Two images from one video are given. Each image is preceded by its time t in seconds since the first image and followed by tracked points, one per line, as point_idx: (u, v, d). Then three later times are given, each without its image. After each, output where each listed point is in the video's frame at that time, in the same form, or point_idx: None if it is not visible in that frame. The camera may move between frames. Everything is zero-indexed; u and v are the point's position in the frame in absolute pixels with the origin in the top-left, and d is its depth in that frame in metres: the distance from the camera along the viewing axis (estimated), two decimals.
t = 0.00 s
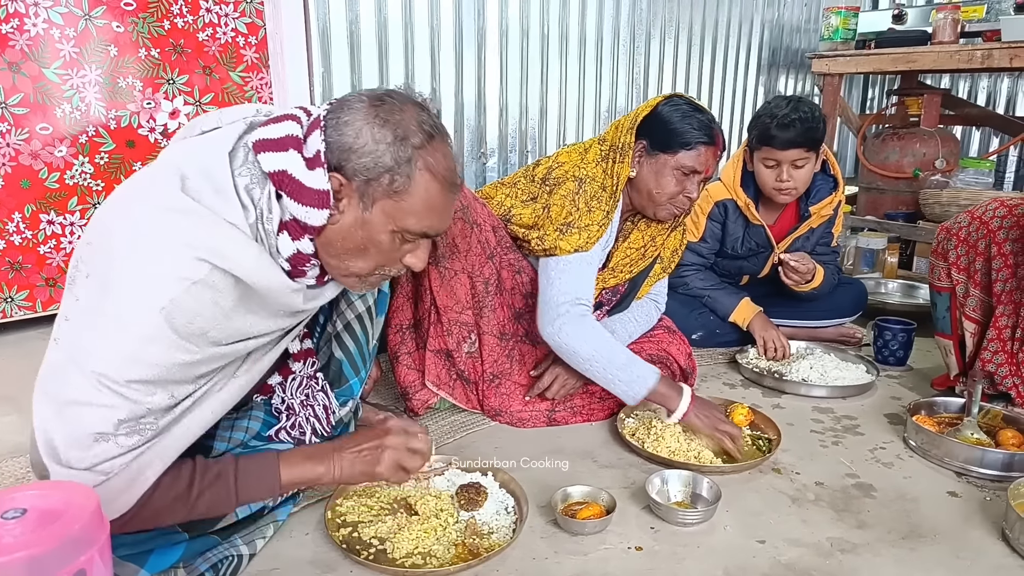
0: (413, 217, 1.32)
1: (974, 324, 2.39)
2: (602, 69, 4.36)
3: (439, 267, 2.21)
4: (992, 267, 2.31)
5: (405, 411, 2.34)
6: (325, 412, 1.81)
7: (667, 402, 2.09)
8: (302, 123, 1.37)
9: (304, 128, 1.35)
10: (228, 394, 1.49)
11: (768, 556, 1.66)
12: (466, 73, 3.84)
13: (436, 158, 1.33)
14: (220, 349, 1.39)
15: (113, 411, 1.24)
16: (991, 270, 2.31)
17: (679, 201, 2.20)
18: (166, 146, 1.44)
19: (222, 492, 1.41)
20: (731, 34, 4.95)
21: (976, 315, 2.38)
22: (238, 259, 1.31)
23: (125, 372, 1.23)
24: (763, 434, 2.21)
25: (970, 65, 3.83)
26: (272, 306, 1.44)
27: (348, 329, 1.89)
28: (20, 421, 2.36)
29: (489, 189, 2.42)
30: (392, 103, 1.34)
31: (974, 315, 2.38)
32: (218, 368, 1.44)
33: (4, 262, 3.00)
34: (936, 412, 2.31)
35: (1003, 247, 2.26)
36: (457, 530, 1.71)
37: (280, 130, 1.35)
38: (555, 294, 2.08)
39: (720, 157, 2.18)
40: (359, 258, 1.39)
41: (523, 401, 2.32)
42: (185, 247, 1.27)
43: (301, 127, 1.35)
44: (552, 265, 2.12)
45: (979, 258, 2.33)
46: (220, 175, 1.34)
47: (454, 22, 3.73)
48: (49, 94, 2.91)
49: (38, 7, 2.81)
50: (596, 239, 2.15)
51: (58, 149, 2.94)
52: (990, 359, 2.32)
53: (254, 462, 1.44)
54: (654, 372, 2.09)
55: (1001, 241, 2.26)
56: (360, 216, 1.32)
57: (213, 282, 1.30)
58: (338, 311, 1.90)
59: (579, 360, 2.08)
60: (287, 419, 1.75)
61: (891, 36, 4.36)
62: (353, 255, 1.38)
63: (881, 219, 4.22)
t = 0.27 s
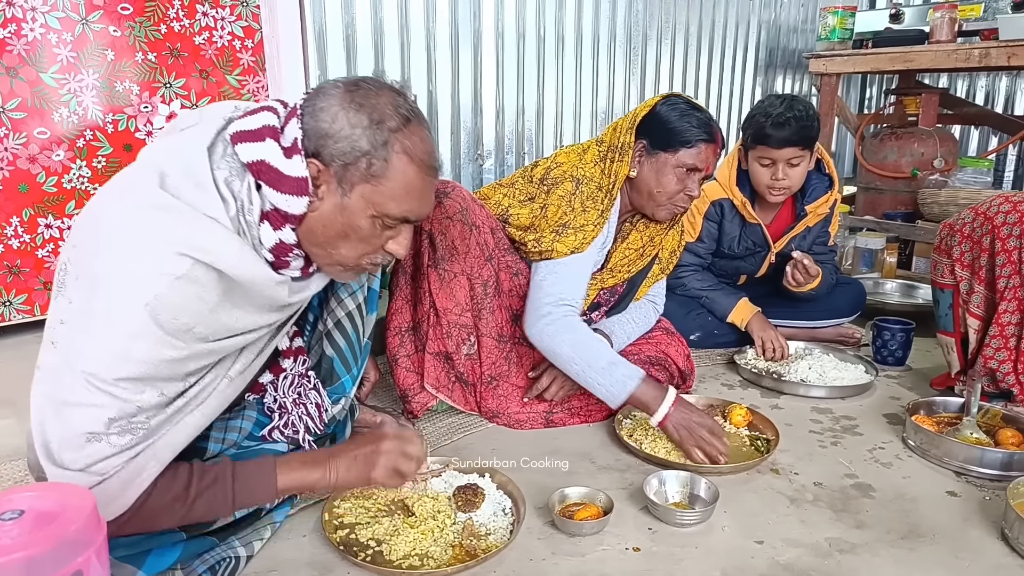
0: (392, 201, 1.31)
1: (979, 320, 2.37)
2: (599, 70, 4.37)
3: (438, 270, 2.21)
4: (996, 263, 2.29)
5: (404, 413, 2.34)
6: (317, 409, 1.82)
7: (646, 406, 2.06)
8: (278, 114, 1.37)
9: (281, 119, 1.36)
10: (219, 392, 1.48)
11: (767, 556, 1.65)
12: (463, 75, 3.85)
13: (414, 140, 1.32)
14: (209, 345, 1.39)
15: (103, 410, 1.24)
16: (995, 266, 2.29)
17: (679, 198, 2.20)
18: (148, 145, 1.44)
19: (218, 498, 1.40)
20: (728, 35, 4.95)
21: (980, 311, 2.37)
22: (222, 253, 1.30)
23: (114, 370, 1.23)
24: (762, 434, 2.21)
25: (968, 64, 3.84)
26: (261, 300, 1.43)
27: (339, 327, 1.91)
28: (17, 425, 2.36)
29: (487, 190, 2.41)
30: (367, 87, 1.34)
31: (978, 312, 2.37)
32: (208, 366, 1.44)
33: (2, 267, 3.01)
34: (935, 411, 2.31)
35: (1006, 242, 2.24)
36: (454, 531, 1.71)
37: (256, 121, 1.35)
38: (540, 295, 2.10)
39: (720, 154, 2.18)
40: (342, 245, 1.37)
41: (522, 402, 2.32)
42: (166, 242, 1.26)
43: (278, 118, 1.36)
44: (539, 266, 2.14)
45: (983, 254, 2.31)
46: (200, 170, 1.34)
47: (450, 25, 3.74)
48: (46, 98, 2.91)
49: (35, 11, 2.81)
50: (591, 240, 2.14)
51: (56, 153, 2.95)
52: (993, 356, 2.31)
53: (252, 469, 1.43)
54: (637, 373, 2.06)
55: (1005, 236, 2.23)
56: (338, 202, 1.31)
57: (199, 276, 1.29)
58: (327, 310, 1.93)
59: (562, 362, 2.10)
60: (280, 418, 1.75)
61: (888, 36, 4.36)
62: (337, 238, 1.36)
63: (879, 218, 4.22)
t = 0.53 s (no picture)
0: (365, 175, 1.30)
1: (977, 317, 2.38)
2: (597, 71, 4.37)
3: (434, 268, 2.21)
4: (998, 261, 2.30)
5: (399, 412, 2.34)
6: (307, 404, 1.82)
7: (624, 387, 2.18)
8: (249, 93, 1.35)
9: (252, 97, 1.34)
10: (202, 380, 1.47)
11: (760, 556, 1.65)
12: (461, 74, 3.85)
13: (385, 115, 1.30)
14: (190, 333, 1.39)
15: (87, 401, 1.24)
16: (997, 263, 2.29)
17: (670, 203, 2.19)
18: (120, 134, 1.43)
19: (212, 499, 1.42)
20: (727, 37, 4.95)
21: (978, 308, 2.37)
22: (199, 238, 1.31)
23: (97, 360, 1.23)
24: (757, 435, 2.21)
25: (966, 67, 3.84)
26: (241, 285, 1.43)
27: (327, 319, 1.94)
28: (12, 421, 2.36)
29: (483, 189, 2.41)
30: (336, 63, 1.32)
31: (977, 308, 2.38)
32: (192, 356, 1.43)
33: None
34: (930, 413, 2.31)
35: (1010, 240, 2.24)
36: (449, 529, 1.71)
37: (226, 103, 1.34)
38: (527, 281, 2.10)
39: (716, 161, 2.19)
40: (317, 223, 1.37)
41: (518, 402, 2.31)
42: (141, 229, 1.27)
43: (248, 96, 1.34)
44: (532, 255, 2.15)
45: (986, 250, 2.32)
46: (171, 155, 1.32)
47: (449, 25, 3.75)
48: (43, 94, 2.91)
49: (33, 7, 2.82)
50: (583, 236, 2.19)
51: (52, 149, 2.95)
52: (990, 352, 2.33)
53: (245, 471, 1.45)
54: (614, 357, 2.16)
55: (1009, 234, 2.24)
56: (311, 178, 1.31)
57: (178, 261, 1.30)
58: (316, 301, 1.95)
59: (543, 346, 2.11)
60: (269, 413, 1.75)
61: (886, 40, 4.39)
62: (311, 219, 1.36)
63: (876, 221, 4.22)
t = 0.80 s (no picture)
0: (347, 154, 1.32)
1: (972, 312, 2.39)
2: (597, 70, 4.37)
3: (430, 267, 2.21)
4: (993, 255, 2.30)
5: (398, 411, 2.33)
6: (301, 389, 1.83)
7: (640, 375, 2.08)
8: (232, 79, 1.38)
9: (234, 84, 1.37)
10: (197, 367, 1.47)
11: (757, 554, 1.66)
12: (460, 73, 3.86)
13: (364, 95, 1.34)
14: (186, 318, 1.39)
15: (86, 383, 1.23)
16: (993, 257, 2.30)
17: (669, 202, 2.19)
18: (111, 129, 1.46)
19: (214, 496, 1.42)
20: (727, 36, 4.96)
21: (974, 302, 2.39)
22: (187, 221, 1.32)
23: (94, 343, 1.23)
24: (754, 433, 2.21)
25: (966, 67, 3.84)
26: (232, 269, 1.45)
27: (320, 307, 1.95)
28: (11, 419, 2.36)
29: (480, 189, 2.41)
30: (315, 46, 1.36)
31: (972, 302, 2.39)
32: (188, 343, 1.43)
33: None
34: (927, 412, 2.32)
35: (1006, 235, 2.24)
36: (447, 527, 1.71)
37: (208, 89, 1.37)
38: (528, 285, 2.10)
39: (714, 162, 2.19)
40: (302, 206, 1.39)
41: (516, 400, 2.32)
42: (131, 213, 1.27)
43: (230, 82, 1.38)
44: (531, 260, 2.15)
45: (982, 245, 2.32)
46: (157, 143, 1.36)
47: (448, 23, 3.75)
48: (43, 93, 2.92)
49: (32, 6, 2.82)
50: (582, 236, 2.18)
51: (51, 147, 2.95)
52: (986, 345, 2.35)
53: (248, 471, 1.45)
54: (631, 349, 2.08)
55: (1005, 229, 2.24)
56: (294, 158, 1.33)
57: (170, 244, 1.31)
58: (309, 290, 1.96)
59: (552, 348, 2.08)
60: (263, 401, 1.76)
61: (886, 38, 4.38)
62: (296, 199, 1.38)
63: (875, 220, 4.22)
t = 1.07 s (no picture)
0: (339, 123, 1.33)
1: (968, 317, 2.40)
2: (597, 70, 4.37)
3: (431, 264, 2.20)
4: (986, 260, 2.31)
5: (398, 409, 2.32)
6: (292, 366, 1.80)
7: (609, 355, 2.07)
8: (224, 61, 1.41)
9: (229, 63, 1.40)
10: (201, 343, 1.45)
11: (756, 553, 1.66)
12: (460, 73, 3.86)
13: (354, 69, 1.36)
14: (190, 292, 1.37)
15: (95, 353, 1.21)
16: (986, 263, 2.30)
17: (669, 202, 2.19)
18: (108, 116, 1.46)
19: (222, 499, 1.40)
20: (727, 35, 4.96)
21: (968, 308, 2.40)
22: (186, 198, 1.32)
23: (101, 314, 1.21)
24: (754, 432, 2.21)
25: (965, 66, 3.84)
26: (233, 244, 1.44)
27: (313, 289, 1.95)
28: (10, 417, 2.36)
29: (480, 186, 2.41)
30: (305, 21, 1.38)
31: (966, 308, 2.40)
32: (192, 319, 1.41)
33: None
34: (927, 411, 2.32)
35: (999, 241, 2.24)
36: (446, 525, 1.71)
37: (203, 70, 1.39)
38: (503, 270, 2.14)
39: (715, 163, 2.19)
40: (296, 176, 1.38)
41: (516, 399, 2.32)
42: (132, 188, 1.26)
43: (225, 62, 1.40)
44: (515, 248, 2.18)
45: (974, 250, 2.33)
46: (155, 123, 1.36)
47: (448, 23, 3.76)
48: (43, 91, 2.92)
49: (32, 4, 2.82)
50: (573, 230, 2.20)
51: (51, 145, 2.95)
52: (981, 351, 2.35)
53: (261, 484, 1.44)
54: (601, 327, 2.07)
55: (997, 235, 2.24)
56: (288, 129, 1.33)
57: (172, 219, 1.30)
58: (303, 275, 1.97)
59: (524, 329, 2.10)
60: (256, 382, 1.74)
61: (887, 37, 4.38)
62: (290, 172, 1.38)
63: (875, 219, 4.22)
